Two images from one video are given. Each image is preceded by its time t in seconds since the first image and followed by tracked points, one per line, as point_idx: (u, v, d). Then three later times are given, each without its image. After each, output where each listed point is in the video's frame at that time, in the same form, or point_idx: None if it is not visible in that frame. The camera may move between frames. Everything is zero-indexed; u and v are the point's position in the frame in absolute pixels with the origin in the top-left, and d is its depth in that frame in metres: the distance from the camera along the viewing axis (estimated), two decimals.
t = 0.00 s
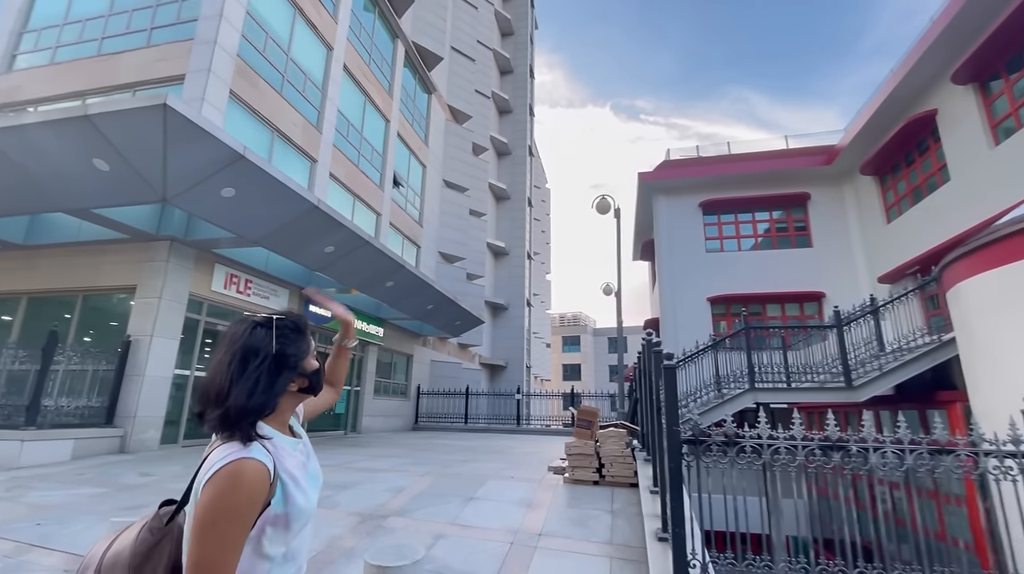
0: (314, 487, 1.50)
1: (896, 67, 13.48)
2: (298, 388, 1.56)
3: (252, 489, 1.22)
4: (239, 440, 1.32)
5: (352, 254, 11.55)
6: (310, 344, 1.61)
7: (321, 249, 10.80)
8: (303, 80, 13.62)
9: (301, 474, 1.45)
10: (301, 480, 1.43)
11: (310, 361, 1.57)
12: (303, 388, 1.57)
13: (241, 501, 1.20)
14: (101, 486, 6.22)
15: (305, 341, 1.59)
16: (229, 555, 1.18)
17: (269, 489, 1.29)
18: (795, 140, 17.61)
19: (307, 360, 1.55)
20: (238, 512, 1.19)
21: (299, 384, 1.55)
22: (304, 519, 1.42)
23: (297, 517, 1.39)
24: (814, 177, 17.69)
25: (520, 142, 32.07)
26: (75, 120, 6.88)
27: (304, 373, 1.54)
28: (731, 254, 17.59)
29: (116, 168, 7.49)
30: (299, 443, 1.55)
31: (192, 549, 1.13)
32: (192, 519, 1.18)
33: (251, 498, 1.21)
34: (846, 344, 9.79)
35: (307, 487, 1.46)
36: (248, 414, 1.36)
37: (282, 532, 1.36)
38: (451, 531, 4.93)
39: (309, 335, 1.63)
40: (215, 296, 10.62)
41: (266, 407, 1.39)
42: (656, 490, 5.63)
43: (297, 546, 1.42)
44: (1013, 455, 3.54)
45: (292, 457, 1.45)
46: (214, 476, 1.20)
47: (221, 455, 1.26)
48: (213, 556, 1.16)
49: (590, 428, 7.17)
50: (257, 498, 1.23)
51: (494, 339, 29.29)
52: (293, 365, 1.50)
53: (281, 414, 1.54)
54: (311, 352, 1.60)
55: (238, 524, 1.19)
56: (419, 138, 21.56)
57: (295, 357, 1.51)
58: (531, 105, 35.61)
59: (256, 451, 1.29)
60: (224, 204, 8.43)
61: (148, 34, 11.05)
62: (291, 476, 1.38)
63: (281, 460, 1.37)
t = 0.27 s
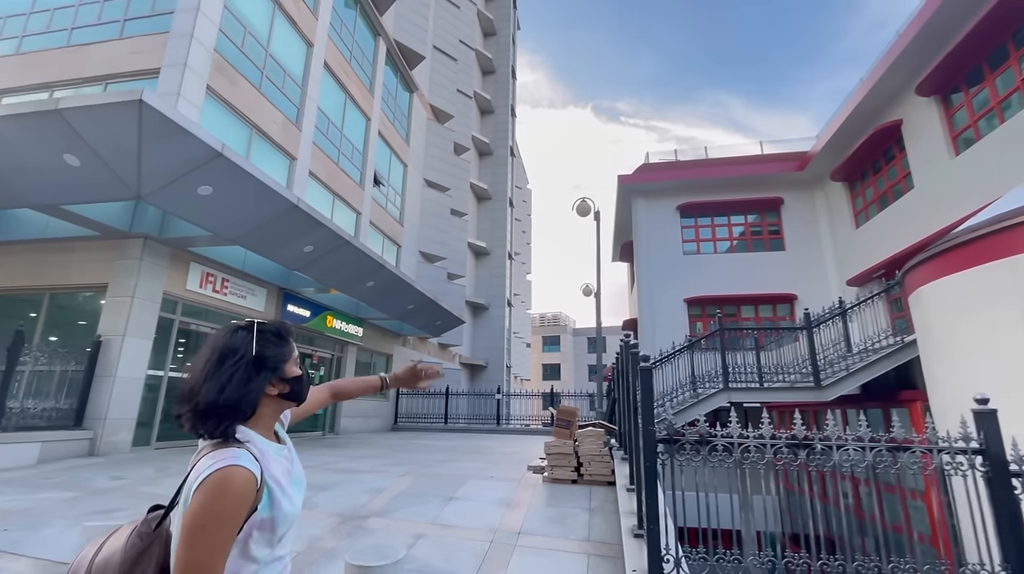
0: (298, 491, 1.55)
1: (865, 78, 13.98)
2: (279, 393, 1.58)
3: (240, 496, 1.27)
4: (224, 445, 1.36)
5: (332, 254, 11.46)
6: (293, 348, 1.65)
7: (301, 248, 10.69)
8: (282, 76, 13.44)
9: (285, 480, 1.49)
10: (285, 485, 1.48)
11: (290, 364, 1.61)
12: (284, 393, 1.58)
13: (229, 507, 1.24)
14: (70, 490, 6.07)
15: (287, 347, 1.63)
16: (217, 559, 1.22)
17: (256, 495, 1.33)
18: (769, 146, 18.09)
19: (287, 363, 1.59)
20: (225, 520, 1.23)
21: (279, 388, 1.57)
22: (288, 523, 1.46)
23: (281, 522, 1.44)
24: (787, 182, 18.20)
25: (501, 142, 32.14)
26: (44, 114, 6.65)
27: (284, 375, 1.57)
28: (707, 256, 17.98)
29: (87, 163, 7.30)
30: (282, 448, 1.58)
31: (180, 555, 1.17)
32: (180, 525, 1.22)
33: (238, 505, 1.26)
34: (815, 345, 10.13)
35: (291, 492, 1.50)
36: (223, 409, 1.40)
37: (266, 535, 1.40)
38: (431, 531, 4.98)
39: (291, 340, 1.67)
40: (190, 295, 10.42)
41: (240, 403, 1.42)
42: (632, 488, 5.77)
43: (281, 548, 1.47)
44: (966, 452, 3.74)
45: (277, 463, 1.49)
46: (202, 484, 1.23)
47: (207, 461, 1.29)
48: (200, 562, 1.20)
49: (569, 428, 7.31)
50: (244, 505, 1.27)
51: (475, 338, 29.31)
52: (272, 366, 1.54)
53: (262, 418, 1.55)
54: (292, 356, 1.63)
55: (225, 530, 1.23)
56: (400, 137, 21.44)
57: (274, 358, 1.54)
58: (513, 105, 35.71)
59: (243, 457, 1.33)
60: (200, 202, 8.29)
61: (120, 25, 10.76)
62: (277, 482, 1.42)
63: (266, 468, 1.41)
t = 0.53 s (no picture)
0: (297, 495, 1.59)
1: (842, 85, 14.36)
2: (280, 396, 1.62)
3: (243, 493, 1.31)
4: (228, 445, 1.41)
5: (317, 254, 11.38)
6: (294, 352, 1.67)
7: (285, 248, 10.60)
8: (266, 74, 13.28)
9: (286, 481, 1.54)
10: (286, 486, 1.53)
11: (289, 369, 1.63)
12: (284, 397, 1.63)
13: (231, 504, 1.29)
14: (48, 495, 5.95)
15: (289, 351, 1.66)
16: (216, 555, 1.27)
17: (257, 494, 1.38)
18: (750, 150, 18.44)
19: (284, 367, 1.62)
20: (227, 515, 1.27)
21: (278, 392, 1.61)
22: (284, 525, 1.50)
23: (278, 523, 1.47)
24: (767, 185, 18.59)
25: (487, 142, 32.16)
26: (21, 111, 6.51)
27: (282, 379, 1.61)
28: (690, 258, 18.28)
29: (66, 161, 7.16)
30: (285, 452, 1.62)
31: (181, 549, 1.20)
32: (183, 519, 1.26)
33: (239, 502, 1.30)
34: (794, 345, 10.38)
35: (290, 494, 1.54)
36: (222, 413, 1.46)
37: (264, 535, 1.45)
38: (419, 531, 5.01)
39: (294, 345, 1.70)
40: (171, 296, 10.26)
41: (236, 407, 1.47)
42: (617, 486, 5.89)
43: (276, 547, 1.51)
44: (933, 448, 3.92)
45: (281, 465, 1.54)
46: (207, 479, 1.28)
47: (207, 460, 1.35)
48: (199, 556, 1.24)
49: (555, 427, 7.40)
50: (244, 504, 1.31)
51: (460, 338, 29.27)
52: (269, 371, 1.58)
53: (267, 422, 1.61)
54: (293, 359, 1.65)
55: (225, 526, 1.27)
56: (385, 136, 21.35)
57: (271, 363, 1.58)
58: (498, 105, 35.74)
59: (247, 456, 1.38)
60: (183, 202, 8.18)
61: (99, 19, 10.53)
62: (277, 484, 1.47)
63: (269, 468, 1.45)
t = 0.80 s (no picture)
0: (309, 500, 1.64)
1: (827, 88, 14.63)
2: (285, 406, 1.65)
3: (250, 503, 1.36)
4: (237, 454, 1.47)
5: (308, 255, 11.35)
6: (302, 360, 1.68)
7: (276, 249, 10.56)
8: (255, 73, 13.19)
9: (297, 487, 1.58)
10: (297, 492, 1.58)
11: (292, 379, 1.65)
12: (289, 407, 1.65)
13: (239, 512, 1.33)
14: (37, 499, 5.88)
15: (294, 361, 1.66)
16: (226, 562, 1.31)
17: (265, 503, 1.42)
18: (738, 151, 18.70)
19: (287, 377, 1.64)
20: (235, 522, 1.32)
21: (283, 402, 1.64)
22: (295, 530, 1.54)
23: (288, 529, 1.51)
24: (754, 186, 18.86)
25: (477, 142, 32.17)
26: (9, 111, 6.44)
27: (286, 389, 1.63)
28: (679, 258, 18.49)
29: (54, 162, 7.08)
30: (297, 459, 1.67)
31: (193, 554, 1.25)
32: (194, 526, 1.31)
33: (247, 509, 1.34)
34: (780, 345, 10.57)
35: (300, 500, 1.58)
36: (224, 425, 1.54)
37: (276, 540, 1.49)
38: (414, 531, 5.06)
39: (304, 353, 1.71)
40: (160, 297, 10.17)
41: (235, 419, 1.54)
42: (609, 484, 5.99)
43: (287, 553, 1.55)
44: (914, 444, 4.06)
45: (291, 472, 1.59)
46: (215, 489, 1.33)
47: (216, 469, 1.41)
48: (209, 562, 1.28)
49: (548, 427, 7.47)
50: (253, 512, 1.36)
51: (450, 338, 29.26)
52: (270, 382, 1.61)
53: (276, 431, 1.66)
54: (298, 369, 1.66)
55: (232, 535, 1.32)
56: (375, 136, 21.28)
57: (274, 374, 1.61)
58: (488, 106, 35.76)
59: (255, 465, 1.43)
60: (173, 203, 8.13)
61: (85, 17, 10.39)
62: (285, 491, 1.51)
63: (278, 477, 1.50)
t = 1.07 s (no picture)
0: (324, 498, 1.69)
1: (820, 88, 14.77)
2: (281, 412, 1.72)
3: (263, 496, 1.40)
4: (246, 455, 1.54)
5: (306, 256, 11.38)
6: (292, 366, 1.70)
7: (275, 250, 10.58)
8: (252, 74, 13.18)
9: (310, 485, 1.63)
10: (310, 490, 1.63)
11: (284, 385, 1.69)
12: (285, 413, 1.72)
13: (251, 508, 1.37)
14: (39, 502, 5.90)
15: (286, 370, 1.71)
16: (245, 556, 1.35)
17: (277, 499, 1.46)
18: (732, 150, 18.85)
19: (279, 384, 1.68)
20: (250, 519, 1.36)
21: (279, 409, 1.71)
22: (312, 526, 1.59)
23: (305, 525, 1.55)
24: (748, 185, 19.00)
25: (472, 142, 32.19)
26: (7, 114, 6.45)
27: (279, 396, 1.69)
28: (675, 256, 18.60)
29: (53, 164, 7.08)
30: (308, 457, 1.73)
31: (211, 552, 1.29)
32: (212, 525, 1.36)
33: (259, 506, 1.39)
34: (775, 342, 10.70)
35: (315, 497, 1.63)
36: (224, 433, 1.62)
37: (295, 537, 1.53)
38: (418, 529, 5.12)
39: (296, 359, 1.73)
40: (159, 298, 10.16)
41: (235, 428, 1.62)
42: (609, 482, 6.08)
43: (306, 550, 1.58)
44: (908, 440, 4.16)
45: (302, 470, 1.64)
46: (229, 487, 1.38)
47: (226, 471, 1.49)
48: (228, 558, 1.32)
49: (547, 426, 7.55)
50: (266, 508, 1.40)
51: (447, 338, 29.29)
52: (263, 391, 1.66)
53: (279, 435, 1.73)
54: (291, 378, 1.70)
55: (247, 530, 1.35)
56: (371, 136, 21.28)
57: (264, 382, 1.66)
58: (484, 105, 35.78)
59: (264, 463, 1.48)
60: (172, 205, 8.15)
61: (80, 17, 10.36)
62: (297, 488, 1.55)
63: (290, 474, 1.55)
